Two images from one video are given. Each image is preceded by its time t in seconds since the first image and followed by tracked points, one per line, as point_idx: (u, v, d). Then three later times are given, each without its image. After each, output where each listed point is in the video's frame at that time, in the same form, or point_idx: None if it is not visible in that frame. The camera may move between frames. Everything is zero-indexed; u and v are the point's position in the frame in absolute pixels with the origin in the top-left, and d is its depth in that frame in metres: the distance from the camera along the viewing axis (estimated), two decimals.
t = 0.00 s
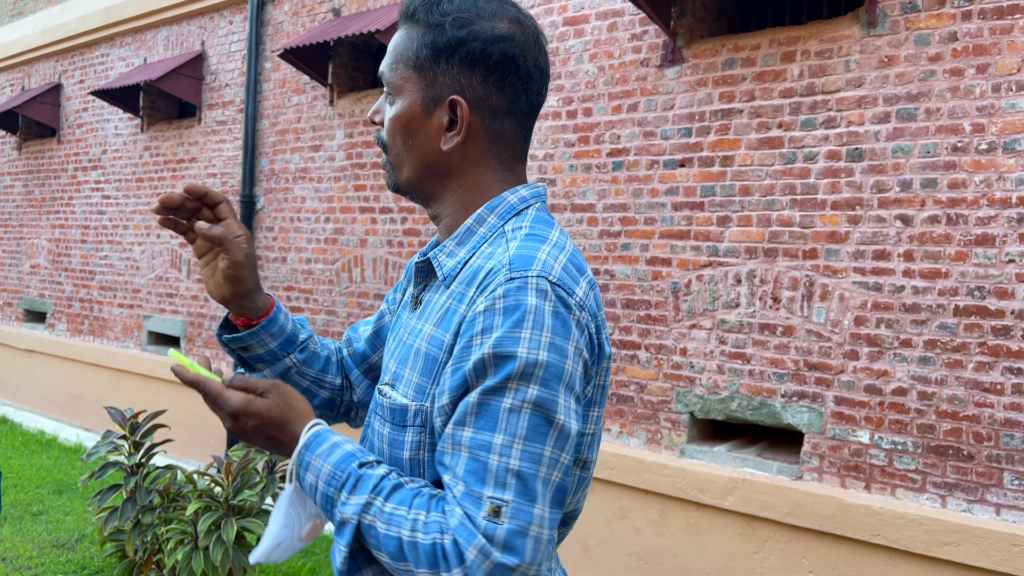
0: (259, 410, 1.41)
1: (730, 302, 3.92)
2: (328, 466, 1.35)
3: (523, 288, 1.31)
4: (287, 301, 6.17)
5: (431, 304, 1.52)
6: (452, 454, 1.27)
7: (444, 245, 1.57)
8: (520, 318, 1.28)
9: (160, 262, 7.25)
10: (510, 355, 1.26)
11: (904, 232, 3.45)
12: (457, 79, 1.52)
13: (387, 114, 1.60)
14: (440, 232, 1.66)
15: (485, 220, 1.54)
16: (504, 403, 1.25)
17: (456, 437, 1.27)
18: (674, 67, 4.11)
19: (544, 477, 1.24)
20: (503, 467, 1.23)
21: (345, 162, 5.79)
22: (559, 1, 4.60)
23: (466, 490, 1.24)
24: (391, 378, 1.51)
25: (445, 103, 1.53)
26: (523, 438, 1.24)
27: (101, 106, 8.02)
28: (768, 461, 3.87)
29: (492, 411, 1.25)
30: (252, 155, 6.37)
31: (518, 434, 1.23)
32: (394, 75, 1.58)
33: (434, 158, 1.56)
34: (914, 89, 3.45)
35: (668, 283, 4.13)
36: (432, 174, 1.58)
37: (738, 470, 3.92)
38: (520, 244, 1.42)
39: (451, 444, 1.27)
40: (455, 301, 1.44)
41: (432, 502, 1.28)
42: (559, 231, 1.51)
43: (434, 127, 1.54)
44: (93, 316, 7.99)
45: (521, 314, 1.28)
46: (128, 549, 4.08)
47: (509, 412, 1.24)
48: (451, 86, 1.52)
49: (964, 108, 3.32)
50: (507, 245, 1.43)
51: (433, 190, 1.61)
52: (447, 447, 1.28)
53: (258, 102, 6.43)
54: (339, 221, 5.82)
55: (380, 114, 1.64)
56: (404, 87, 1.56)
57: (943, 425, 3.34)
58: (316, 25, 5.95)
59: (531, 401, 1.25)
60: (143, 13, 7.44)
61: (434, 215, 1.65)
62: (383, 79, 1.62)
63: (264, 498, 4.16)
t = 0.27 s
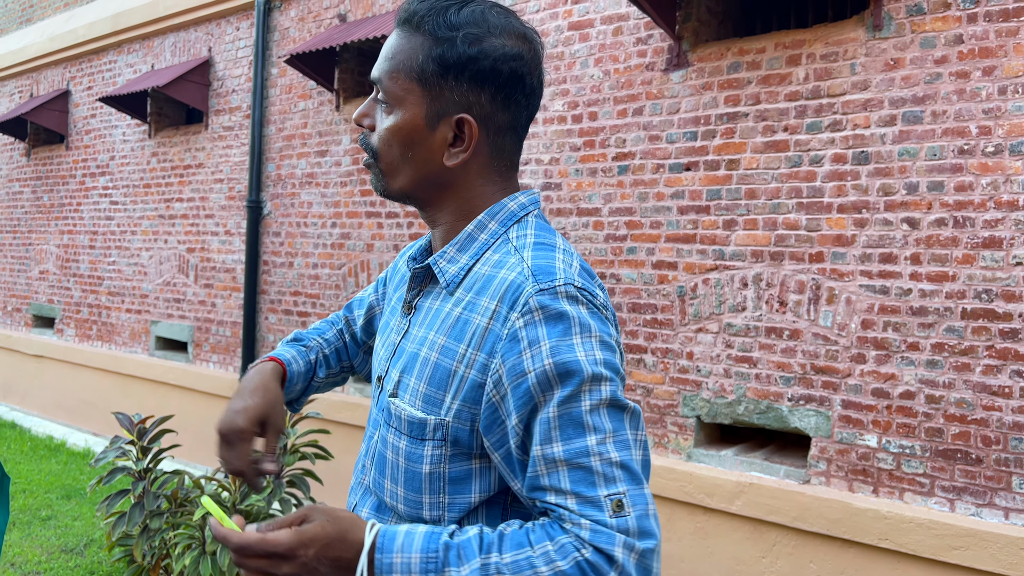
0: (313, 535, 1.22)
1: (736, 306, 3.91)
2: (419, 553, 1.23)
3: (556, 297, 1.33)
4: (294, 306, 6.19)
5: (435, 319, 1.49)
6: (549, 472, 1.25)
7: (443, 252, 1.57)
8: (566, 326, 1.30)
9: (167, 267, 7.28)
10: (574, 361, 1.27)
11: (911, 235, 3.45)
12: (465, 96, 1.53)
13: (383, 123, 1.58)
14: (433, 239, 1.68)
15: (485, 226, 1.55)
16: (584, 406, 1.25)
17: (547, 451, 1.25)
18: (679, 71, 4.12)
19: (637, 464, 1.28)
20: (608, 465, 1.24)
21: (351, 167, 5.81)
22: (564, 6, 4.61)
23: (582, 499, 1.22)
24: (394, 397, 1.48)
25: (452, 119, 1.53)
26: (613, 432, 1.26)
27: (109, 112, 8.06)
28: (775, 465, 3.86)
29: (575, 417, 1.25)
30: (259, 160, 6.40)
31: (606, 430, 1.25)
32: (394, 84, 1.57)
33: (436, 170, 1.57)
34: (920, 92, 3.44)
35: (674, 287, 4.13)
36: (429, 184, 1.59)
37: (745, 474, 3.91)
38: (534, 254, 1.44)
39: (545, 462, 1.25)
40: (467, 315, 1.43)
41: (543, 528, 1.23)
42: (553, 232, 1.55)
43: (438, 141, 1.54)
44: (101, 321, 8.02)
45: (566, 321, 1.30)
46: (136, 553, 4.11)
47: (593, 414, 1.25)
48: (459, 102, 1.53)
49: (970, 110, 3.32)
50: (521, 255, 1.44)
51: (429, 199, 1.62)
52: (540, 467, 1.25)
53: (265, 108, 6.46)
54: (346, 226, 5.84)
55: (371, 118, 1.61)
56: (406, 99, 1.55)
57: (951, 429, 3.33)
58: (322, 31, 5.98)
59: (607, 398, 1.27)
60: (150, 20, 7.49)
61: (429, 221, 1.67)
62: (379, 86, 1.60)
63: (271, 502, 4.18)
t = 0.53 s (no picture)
0: (321, 535, 1.30)
1: (743, 310, 3.91)
2: (426, 552, 1.30)
3: (566, 303, 1.36)
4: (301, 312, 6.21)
5: (445, 326, 1.50)
6: (553, 478, 1.30)
7: (451, 257, 1.57)
8: (576, 333, 1.33)
9: (175, 274, 7.32)
10: (583, 371, 1.31)
11: (918, 239, 3.44)
12: (492, 94, 1.58)
13: (402, 119, 1.57)
14: (438, 242, 1.67)
15: (491, 232, 1.57)
16: (592, 415, 1.30)
17: (553, 459, 1.30)
18: (685, 76, 4.12)
19: (638, 472, 1.34)
20: (610, 474, 1.29)
21: (358, 173, 5.84)
22: (569, 11, 4.62)
23: (584, 506, 1.28)
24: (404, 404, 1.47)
25: (477, 116, 1.57)
26: (618, 442, 1.31)
27: (118, 120, 8.12)
28: (784, 470, 3.85)
29: (582, 426, 1.30)
30: (266, 167, 6.43)
31: (612, 440, 1.31)
32: (417, 80, 1.57)
33: (456, 168, 1.58)
34: (926, 96, 3.44)
35: (681, 291, 4.13)
36: (445, 183, 1.59)
37: (754, 478, 3.90)
38: (545, 260, 1.47)
39: (551, 469, 1.30)
40: (479, 321, 1.45)
41: (545, 532, 1.30)
42: (557, 236, 1.58)
43: (463, 137, 1.57)
44: (110, 327, 8.07)
45: (575, 329, 1.34)
46: (145, 560, 4.14)
47: (598, 423, 1.30)
48: (486, 100, 1.58)
49: (977, 113, 3.31)
50: (531, 260, 1.47)
51: (441, 200, 1.62)
52: (544, 474, 1.30)
53: (272, 115, 6.49)
54: (353, 231, 5.86)
55: (385, 115, 1.59)
56: (432, 95, 1.57)
57: (959, 433, 3.31)
58: (328, 38, 6.01)
59: (614, 407, 1.32)
60: (158, 28, 7.54)
61: (436, 223, 1.66)
62: (399, 82, 1.59)
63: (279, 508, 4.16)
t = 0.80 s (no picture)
0: (320, 484, 1.33)
1: (750, 315, 3.91)
2: (412, 519, 1.33)
3: (586, 298, 1.41)
4: (310, 318, 6.23)
5: (467, 321, 1.53)
6: (546, 465, 1.32)
7: (473, 258, 1.60)
8: (592, 326, 1.37)
9: (184, 281, 7.36)
10: (592, 363, 1.34)
11: (926, 243, 3.44)
12: (512, 92, 1.68)
13: (428, 119, 1.66)
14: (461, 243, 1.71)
15: (513, 235, 1.61)
16: (592, 408, 1.33)
17: (549, 445, 1.32)
18: (691, 81, 4.14)
19: (632, 474, 1.35)
20: (602, 468, 1.31)
21: (366, 181, 5.87)
22: (575, 18, 4.64)
23: (571, 495, 1.30)
24: (424, 396, 1.49)
25: (498, 111, 1.66)
26: (614, 438, 1.33)
27: (127, 128, 8.18)
28: (792, 475, 3.83)
29: (581, 417, 1.33)
30: (274, 175, 6.47)
31: (609, 436, 1.33)
32: (442, 82, 1.68)
33: (478, 161, 1.65)
34: (932, 100, 3.44)
35: (688, 297, 4.13)
36: (468, 177, 1.65)
37: (762, 484, 3.89)
38: (566, 260, 1.52)
39: (545, 454, 1.32)
40: (502, 315, 1.48)
41: (529, 517, 1.32)
42: (570, 239, 1.63)
43: (485, 132, 1.64)
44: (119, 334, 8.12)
45: (591, 323, 1.38)
46: (154, 566, 4.13)
47: (598, 417, 1.33)
48: (507, 97, 1.67)
49: (984, 118, 3.31)
50: (554, 258, 1.52)
51: (463, 195, 1.68)
52: (539, 458, 1.33)
53: (280, 122, 6.53)
54: (360, 238, 5.89)
55: (412, 119, 1.69)
56: (456, 94, 1.67)
57: (968, 438, 3.30)
58: (336, 46, 6.04)
59: (615, 403, 1.35)
60: (167, 37, 7.60)
61: (458, 222, 1.71)
62: (426, 88, 1.70)
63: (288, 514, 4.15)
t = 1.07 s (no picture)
0: (354, 514, 1.33)
1: (758, 321, 3.91)
2: (451, 536, 1.33)
3: (609, 303, 1.43)
4: (318, 325, 6.26)
5: (483, 329, 1.53)
6: (584, 471, 1.33)
7: (483, 265, 1.61)
8: (618, 331, 1.39)
9: (193, 288, 7.40)
10: (623, 368, 1.36)
11: (934, 249, 3.43)
12: (521, 99, 1.72)
13: (437, 121, 1.69)
14: (464, 249, 1.72)
15: (520, 243, 1.63)
16: (625, 412, 1.35)
17: (586, 451, 1.33)
18: (698, 88, 4.15)
19: (665, 473, 1.37)
20: (640, 471, 1.33)
21: (373, 188, 5.90)
22: (582, 26, 4.66)
23: (612, 499, 1.31)
24: (443, 405, 1.48)
25: (507, 116, 1.69)
26: (648, 440, 1.35)
27: (136, 136, 8.24)
28: (800, 482, 3.82)
29: (616, 421, 1.34)
30: (282, 182, 6.51)
31: (643, 437, 1.35)
32: (453, 86, 1.72)
33: (487, 164, 1.67)
34: (940, 106, 3.44)
35: (696, 303, 4.13)
36: (477, 181, 1.67)
37: (770, 490, 3.88)
38: (582, 266, 1.53)
39: (584, 461, 1.33)
40: (521, 322, 1.48)
41: (569, 523, 1.33)
42: (574, 246, 1.66)
43: (494, 135, 1.67)
44: (128, 341, 8.16)
45: (617, 328, 1.39)
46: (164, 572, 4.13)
47: (632, 420, 1.35)
48: (517, 103, 1.71)
49: (992, 123, 3.31)
50: (569, 265, 1.53)
51: (469, 198, 1.69)
52: (576, 465, 1.34)
53: (288, 130, 6.57)
54: (368, 245, 5.91)
55: (419, 123, 1.72)
56: (466, 98, 1.70)
57: (978, 444, 3.29)
58: (343, 54, 6.08)
59: (646, 406, 1.37)
60: (176, 46, 7.66)
61: (463, 227, 1.72)
62: (435, 92, 1.73)
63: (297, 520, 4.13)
